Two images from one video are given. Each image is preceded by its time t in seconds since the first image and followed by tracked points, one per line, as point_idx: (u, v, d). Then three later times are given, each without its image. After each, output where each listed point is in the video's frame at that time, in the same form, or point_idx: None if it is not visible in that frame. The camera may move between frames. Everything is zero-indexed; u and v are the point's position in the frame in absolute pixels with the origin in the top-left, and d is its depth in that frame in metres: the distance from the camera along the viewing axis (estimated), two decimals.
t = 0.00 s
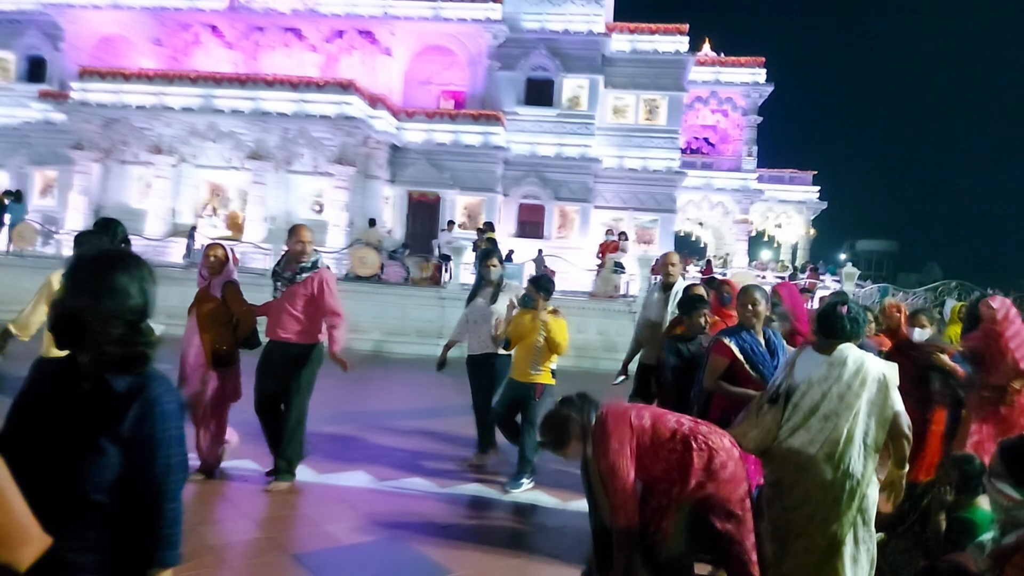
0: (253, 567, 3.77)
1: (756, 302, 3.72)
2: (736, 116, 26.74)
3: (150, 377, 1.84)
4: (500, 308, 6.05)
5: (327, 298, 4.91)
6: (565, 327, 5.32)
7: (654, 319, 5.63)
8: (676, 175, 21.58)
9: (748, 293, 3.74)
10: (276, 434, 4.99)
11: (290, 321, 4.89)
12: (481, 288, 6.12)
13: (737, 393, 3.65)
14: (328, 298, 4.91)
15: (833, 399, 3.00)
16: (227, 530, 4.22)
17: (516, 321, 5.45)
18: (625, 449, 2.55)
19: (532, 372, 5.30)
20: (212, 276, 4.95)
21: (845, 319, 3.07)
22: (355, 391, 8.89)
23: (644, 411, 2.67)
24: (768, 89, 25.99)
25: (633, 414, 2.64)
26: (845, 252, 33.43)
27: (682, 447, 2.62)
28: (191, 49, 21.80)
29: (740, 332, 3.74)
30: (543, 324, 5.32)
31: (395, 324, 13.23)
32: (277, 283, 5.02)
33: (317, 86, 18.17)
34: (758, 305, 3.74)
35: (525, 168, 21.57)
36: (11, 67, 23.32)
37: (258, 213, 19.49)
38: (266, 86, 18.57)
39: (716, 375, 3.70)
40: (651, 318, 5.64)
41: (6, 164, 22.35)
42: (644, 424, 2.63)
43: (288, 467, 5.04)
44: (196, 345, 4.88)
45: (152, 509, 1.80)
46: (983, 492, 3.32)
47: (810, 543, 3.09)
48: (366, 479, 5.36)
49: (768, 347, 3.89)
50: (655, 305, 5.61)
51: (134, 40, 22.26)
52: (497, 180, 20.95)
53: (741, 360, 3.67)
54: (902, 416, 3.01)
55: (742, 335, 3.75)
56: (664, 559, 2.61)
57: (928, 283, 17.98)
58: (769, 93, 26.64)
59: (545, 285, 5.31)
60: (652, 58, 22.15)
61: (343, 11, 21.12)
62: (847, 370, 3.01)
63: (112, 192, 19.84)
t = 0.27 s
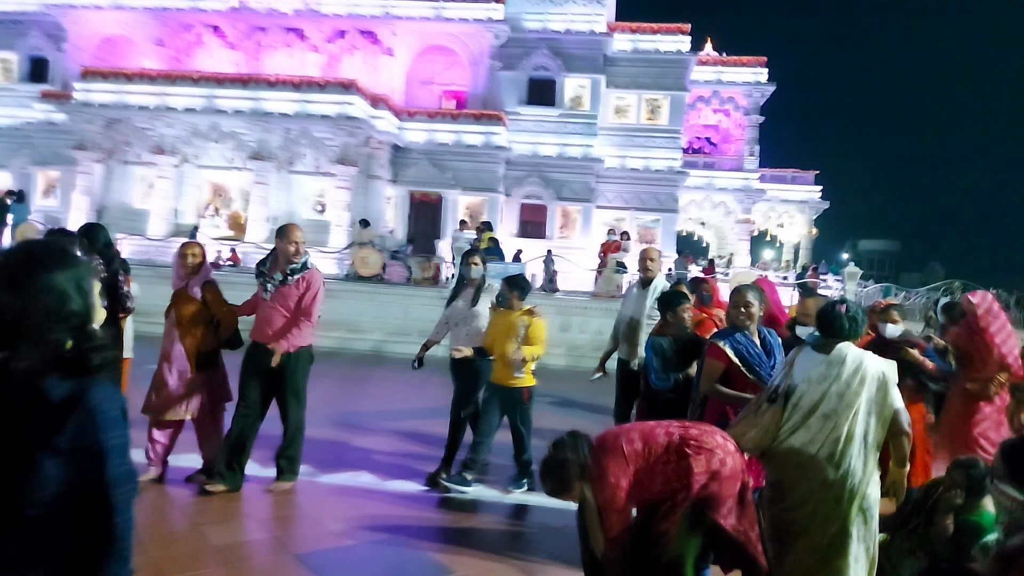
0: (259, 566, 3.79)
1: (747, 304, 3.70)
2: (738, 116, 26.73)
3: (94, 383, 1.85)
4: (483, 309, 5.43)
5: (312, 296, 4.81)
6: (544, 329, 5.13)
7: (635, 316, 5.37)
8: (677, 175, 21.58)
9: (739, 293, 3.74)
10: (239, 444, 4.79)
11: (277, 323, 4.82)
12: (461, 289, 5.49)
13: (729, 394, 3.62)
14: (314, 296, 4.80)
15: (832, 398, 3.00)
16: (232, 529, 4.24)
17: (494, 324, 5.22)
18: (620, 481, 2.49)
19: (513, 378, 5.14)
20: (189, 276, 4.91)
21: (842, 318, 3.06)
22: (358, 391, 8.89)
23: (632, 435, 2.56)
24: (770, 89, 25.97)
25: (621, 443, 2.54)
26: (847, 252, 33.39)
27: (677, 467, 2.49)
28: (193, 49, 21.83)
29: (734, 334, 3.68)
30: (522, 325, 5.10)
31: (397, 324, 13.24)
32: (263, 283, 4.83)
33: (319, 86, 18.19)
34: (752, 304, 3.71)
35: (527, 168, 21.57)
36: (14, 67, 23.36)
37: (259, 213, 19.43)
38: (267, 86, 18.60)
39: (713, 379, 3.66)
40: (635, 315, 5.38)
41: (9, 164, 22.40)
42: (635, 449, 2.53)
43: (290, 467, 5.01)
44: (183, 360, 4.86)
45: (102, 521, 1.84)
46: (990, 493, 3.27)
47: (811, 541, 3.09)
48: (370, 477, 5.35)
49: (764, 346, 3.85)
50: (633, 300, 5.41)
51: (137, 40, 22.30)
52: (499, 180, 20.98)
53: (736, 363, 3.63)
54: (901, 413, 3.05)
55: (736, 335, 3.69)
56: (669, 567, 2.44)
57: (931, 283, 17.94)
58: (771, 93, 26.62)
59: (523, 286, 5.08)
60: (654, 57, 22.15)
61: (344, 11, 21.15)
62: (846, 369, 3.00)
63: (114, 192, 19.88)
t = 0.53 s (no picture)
0: (258, 565, 3.61)
1: (740, 308, 3.28)
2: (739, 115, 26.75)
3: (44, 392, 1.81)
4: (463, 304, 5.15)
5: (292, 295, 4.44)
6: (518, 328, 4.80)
7: (620, 315, 5.33)
8: (679, 174, 21.60)
9: (729, 296, 3.29)
10: (224, 447, 4.47)
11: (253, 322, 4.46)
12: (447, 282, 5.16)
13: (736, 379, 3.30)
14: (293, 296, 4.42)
15: (840, 397, 2.91)
16: (228, 529, 4.03)
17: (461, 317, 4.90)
18: (618, 491, 2.46)
19: (480, 373, 4.78)
20: (162, 275, 4.59)
21: (847, 316, 2.96)
22: (359, 390, 8.91)
23: (628, 444, 2.53)
24: (771, 88, 25.99)
25: (617, 454, 2.51)
26: (848, 251, 33.40)
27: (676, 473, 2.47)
28: (195, 49, 21.87)
29: (722, 337, 3.29)
30: (493, 324, 4.77)
31: (398, 324, 13.24)
32: (239, 281, 4.52)
33: (320, 85, 18.22)
34: (739, 307, 3.30)
35: (529, 167, 21.56)
36: (16, 67, 23.40)
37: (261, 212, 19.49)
38: (269, 85, 18.61)
39: (701, 388, 3.25)
40: (619, 315, 5.34)
41: (11, 164, 22.44)
42: (630, 458, 2.50)
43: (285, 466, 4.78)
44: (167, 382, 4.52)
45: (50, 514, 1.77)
46: (990, 491, 3.29)
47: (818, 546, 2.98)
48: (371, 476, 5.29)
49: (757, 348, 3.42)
50: (616, 298, 5.37)
51: (138, 40, 22.34)
52: (501, 179, 20.99)
53: (727, 370, 3.27)
54: (908, 410, 3.05)
55: (725, 340, 3.29)
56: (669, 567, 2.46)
57: (932, 282, 17.95)
58: (771, 92, 26.65)
59: (493, 281, 4.74)
60: (655, 56, 22.17)
61: (346, 10, 21.19)
62: (853, 368, 2.93)
63: (116, 192, 19.90)
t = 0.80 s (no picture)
0: (259, 562, 3.59)
1: (728, 312, 3.26)
2: (739, 114, 26.76)
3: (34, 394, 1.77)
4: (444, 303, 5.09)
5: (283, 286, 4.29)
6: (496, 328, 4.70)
7: (599, 315, 4.93)
8: (679, 173, 21.61)
9: (719, 300, 3.29)
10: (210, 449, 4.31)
11: (238, 317, 4.20)
12: (427, 283, 5.07)
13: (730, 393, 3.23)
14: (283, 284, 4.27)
15: (856, 399, 2.75)
16: (229, 527, 4.01)
17: (440, 314, 4.83)
18: (615, 495, 2.46)
19: (459, 374, 4.70)
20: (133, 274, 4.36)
21: (861, 315, 2.80)
22: (360, 388, 8.92)
23: (625, 448, 2.53)
24: (772, 87, 25.98)
25: (616, 458, 2.50)
26: (848, 250, 33.43)
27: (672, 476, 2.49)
28: (196, 47, 21.88)
29: (719, 338, 3.27)
30: (473, 325, 4.68)
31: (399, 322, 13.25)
32: (213, 278, 4.32)
33: (321, 84, 18.21)
34: (731, 307, 3.27)
35: (529, 166, 21.59)
36: (16, 65, 23.41)
37: (262, 211, 19.33)
38: (269, 84, 18.62)
39: (700, 389, 3.19)
40: (598, 314, 4.95)
41: (12, 161, 22.46)
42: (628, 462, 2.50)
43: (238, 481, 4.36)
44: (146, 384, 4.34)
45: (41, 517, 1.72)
46: (986, 488, 3.35)
47: (820, 551, 2.80)
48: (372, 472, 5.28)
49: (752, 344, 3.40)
50: (596, 298, 4.99)
51: (139, 38, 22.35)
52: (501, 178, 21.01)
53: (723, 368, 3.26)
54: (915, 413, 3.04)
55: (722, 342, 3.27)
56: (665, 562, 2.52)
57: (933, 281, 17.96)
58: (772, 91, 26.64)
59: (476, 279, 4.66)
60: (655, 55, 22.18)
61: (347, 9, 21.20)
62: (867, 369, 2.77)
63: (117, 190, 19.89)
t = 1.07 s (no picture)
0: (258, 559, 3.61)
1: (725, 308, 3.32)
2: (741, 114, 26.76)
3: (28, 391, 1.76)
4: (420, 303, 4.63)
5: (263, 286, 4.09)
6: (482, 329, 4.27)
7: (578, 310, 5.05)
8: (680, 172, 21.63)
9: (715, 296, 3.34)
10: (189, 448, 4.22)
11: (213, 319, 4.00)
12: (396, 279, 4.59)
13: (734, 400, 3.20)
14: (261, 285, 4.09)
15: (870, 401, 2.71)
16: (228, 524, 4.01)
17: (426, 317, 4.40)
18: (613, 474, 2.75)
19: (443, 377, 4.23)
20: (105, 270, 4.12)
21: (877, 319, 2.75)
22: (360, 386, 8.94)
23: (626, 434, 2.78)
24: (773, 86, 25.94)
25: (616, 442, 2.77)
26: (849, 250, 33.42)
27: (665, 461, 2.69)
28: (197, 45, 21.89)
29: (716, 336, 3.31)
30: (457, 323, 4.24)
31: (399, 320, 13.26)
32: (189, 277, 4.12)
33: (322, 82, 18.23)
34: (727, 304, 3.33)
35: (530, 165, 21.63)
36: (18, 62, 23.43)
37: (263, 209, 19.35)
38: (271, 82, 18.64)
39: (696, 386, 3.31)
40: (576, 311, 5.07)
41: (14, 158, 22.50)
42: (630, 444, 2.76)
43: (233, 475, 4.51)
44: (113, 384, 4.24)
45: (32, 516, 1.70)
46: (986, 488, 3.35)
47: (822, 555, 2.72)
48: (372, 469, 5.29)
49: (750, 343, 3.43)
50: (576, 293, 5.10)
51: (141, 36, 22.37)
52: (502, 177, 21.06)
53: (718, 367, 3.28)
54: (919, 415, 3.08)
55: (718, 338, 3.32)
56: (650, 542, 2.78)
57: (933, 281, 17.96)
58: (774, 91, 26.61)
59: (461, 275, 4.24)
60: (657, 55, 22.18)
61: (349, 7, 21.22)
62: (880, 373, 2.74)
63: (118, 187, 19.91)
